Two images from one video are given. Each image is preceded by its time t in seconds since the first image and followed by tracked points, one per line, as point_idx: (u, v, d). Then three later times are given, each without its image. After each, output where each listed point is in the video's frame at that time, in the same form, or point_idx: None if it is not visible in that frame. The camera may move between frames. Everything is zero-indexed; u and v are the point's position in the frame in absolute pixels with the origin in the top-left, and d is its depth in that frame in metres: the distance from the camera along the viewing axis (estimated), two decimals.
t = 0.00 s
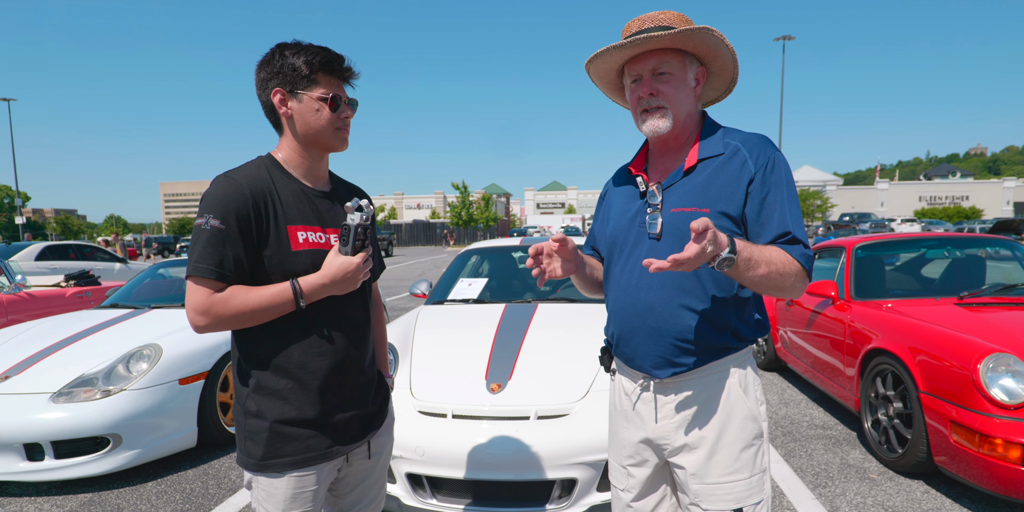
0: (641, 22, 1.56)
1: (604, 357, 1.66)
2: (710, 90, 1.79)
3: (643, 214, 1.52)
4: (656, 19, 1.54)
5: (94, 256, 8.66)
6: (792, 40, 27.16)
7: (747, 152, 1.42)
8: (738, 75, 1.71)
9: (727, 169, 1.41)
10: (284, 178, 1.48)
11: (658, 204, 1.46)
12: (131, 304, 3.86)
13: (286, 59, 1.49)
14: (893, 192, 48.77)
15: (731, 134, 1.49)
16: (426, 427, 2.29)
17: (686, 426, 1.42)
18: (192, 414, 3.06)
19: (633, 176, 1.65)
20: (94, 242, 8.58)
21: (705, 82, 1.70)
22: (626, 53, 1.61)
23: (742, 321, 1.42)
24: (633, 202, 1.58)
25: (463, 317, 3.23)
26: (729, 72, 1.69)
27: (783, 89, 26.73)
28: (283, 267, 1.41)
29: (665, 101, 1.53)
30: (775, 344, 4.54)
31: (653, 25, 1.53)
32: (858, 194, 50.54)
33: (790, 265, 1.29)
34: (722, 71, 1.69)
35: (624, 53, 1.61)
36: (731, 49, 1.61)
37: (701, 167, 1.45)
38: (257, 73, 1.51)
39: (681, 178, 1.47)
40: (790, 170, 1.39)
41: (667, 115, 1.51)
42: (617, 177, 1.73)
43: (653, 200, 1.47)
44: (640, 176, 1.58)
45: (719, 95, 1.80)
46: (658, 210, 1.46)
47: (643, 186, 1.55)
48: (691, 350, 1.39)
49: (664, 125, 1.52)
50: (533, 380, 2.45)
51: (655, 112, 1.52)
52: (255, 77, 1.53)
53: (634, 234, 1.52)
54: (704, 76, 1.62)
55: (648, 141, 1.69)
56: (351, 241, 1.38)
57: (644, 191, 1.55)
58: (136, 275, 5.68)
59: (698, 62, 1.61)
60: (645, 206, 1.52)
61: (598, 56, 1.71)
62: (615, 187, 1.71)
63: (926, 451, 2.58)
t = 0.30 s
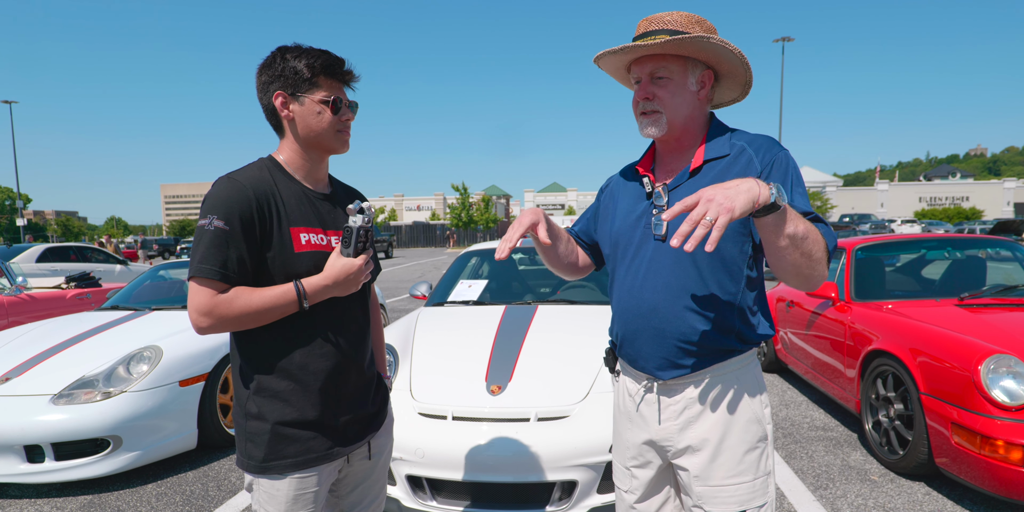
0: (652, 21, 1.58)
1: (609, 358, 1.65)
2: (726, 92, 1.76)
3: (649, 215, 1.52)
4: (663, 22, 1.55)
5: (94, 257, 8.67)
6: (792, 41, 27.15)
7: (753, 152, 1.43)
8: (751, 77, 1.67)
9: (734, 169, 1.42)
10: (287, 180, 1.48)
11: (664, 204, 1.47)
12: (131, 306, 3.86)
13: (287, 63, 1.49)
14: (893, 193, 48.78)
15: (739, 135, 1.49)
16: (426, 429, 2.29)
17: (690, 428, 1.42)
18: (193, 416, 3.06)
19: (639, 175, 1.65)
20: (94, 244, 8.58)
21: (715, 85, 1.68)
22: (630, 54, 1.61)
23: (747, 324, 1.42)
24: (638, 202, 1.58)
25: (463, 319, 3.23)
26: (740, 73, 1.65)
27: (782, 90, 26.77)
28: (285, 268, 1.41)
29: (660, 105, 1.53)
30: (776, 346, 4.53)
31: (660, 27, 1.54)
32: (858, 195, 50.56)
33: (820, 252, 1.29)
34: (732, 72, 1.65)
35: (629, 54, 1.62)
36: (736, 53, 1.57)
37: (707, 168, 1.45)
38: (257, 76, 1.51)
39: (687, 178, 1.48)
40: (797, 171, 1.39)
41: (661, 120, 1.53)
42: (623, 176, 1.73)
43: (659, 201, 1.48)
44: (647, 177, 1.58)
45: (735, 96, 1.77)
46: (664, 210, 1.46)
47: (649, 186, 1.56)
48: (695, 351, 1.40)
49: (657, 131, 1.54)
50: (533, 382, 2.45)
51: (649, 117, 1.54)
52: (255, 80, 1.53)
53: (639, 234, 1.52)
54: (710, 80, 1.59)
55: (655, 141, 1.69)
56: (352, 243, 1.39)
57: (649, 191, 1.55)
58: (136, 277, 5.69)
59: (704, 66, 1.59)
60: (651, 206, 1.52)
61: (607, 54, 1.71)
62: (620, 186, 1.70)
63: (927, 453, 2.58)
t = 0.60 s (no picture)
0: (666, 19, 1.58)
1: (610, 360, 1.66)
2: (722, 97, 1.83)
3: (650, 216, 1.52)
4: (682, 19, 1.55)
5: (94, 259, 8.68)
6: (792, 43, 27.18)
7: (755, 156, 1.44)
8: (750, 85, 1.76)
9: (736, 172, 1.43)
10: (288, 182, 1.49)
11: (665, 206, 1.47)
12: (131, 308, 3.86)
13: (286, 66, 1.49)
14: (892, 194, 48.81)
15: (740, 139, 1.50)
16: (426, 431, 2.29)
17: (692, 430, 1.42)
18: (193, 418, 3.06)
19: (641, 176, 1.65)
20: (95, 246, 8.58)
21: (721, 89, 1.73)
22: (645, 51, 1.60)
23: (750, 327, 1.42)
24: (639, 204, 1.58)
25: (464, 321, 3.23)
26: (744, 81, 1.73)
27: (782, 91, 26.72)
28: (286, 271, 1.41)
29: (681, 102, 1.53)
30: (775, 347, 4.54)
31: (678, 24, 1.55)
32: (857, 196, 50.59)
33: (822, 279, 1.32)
34: (738, 79, 1.72)
35: (642, 51, 1.61)
36: (749, 59, 1.65)
37: (708, 170, 1.46)
38: (257, 79, 1.52)
39: (687, 180, 1.47)
40: (797, 176, 1.40)
41: (683, 116, 1.52)
42: (626, 178, 1.73)
43: (659, 203, 1.48)
44: (647, 179, 1.58)
45: (730, 101, 1.84)
46: (665, 212, 1.46)
47: (649, 188, 1.56)
48: (698, 354, 1.40)
49: (679, 125, 1.52)
50: (533, 383, 2.45)
51: (673, 112, 1.53)
52: (255, 83, 1.53)
53: (640, 235, 1.52)
54: (718, 82, 1.65)
55: (657, 142, 1.69)
56: (352, 245, 1.39)
57: (651, 192, 1.55)
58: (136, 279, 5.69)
59: (716, 68, 1.64)
60: (652, 207, 1.52)
61: (617, 49, 1.70)
62: (623, 187, 1.71)
63: (927, 454, 2.58)
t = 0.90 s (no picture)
0: (669, 22, 1.58)
1: (609, 363, 1.66)
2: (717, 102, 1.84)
3: (650, 218, 1.52)
4: (686, 22, 1.56)
5: (95, 261, 8.69)
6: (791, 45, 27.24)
7: (754, 158, 1.45)
8: (745, 91, 1.78)
9: (736, 174, 1.43)
10: (287, 185, 1.49)
11: (665, 208, 1.48)
12: (131, 310, 3.86)
13: (286, 69, 1.50)
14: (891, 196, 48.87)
15: (740, 142, 1.51)
16: (426, 433, 2.29)
17: (695, 432, 1.43)
18: (192, 420, 3.06)
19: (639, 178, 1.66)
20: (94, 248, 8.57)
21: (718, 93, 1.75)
22: (648, 53, 1.61)
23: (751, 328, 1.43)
24: (639, 206, 1.59)
25: (463, 323, 3.23)
26: (740, 87, 1.75)
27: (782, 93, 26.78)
28: (285, 273, 1.42)
29: (683, 104, 1.54)
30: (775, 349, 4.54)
31: (683, 27, 1.55)
32: (857, 198, 50.64)
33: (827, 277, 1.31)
34: (735, 85, 1.74)
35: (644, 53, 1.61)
36: (749, 65, 1.67)
37: (708, 173, 1.46)
38: (257, 82, 1.52)
39: (688, 182, 1.48)
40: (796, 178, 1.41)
41: (684, 119, 1.53)
42: (625, 180, 1.74)
43: (659, 205, 1.49)
44: (647, 181, 1.59)
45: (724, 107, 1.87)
46: (665, 214, 1.47)
47: (649, 190, 1.56)
48: (701, 355, 1.41)
49: (681, 129, 1.53)
50: (532, 385, 2.45)
51: (675, 114, 1.54)
52: (255, 86, 1.54)
53: (641, 238, 1.52)
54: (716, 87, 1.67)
55: (655, 145, 1.70)
56: (352, 247, 1.40)
57: (650, 194, 1.56)
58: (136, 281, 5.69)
59: (716, 73, 1.65)
60: (652, 210, 1.53)
61: (621, 49, 1.68)
62: (621, 190, 1.71)
63: (926, 456, 2.58)
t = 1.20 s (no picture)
0: (666, 25, 1.59)
1: (607, 365, 1.67)
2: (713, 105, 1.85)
3: (649, 220, 1.53)
4: (683, 26, 1.57)
5: (93, 263, 8.68)
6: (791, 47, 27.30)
7: (752, 161, 1.45)
8: (741, 94, 1.79)
9: (734, 177, 1.44)
10: (286, 187, 1.50)
11: (664, 211, 1.48)
12: (130, 312, 3.86)
13: (285, 71, 1.51)
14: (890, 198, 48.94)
15: (738, 144, 1.51)
16: (425, 434, 2.29)
17: (695, 433, 1.43)
18: (191, 422, 3.06)
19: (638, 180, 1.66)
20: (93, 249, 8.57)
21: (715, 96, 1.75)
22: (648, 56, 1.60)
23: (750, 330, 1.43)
24: (638, 208, 1.59)
25: (462, 324, 3.24)
26: (736, 91, 1.76)
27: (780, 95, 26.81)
28: (284, 275, 1.42)
29: (682, 107, 1.55)
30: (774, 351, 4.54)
31: (680, 31, 1.56)
32: (855, 200, 50.71)
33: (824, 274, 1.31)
34: (731, 88, 1.75)
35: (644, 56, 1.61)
36: (745, 68, 1.68)
37: (708, 175, 1.47)
38: (256, 84, 1.53)
39: (687, 185, 1.48)
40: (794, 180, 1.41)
41: (683, 121, 1.54)
42: (622, 182, 1.74)
43: (659, 207, 1.49)
44: (644, 184, 1.59)
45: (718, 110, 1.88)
46: (664, 217, 1.47)
47: (648, 193, 1.57)
48: (701, 356, 1.41)
49: (678, 129, 1.53)
50: (532, 387, 2.45)
51: (675, 116, 1.54)
52: (255, 89, 1.55)
53: (640, 240, 1.52)
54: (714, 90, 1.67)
55: (652, 147, 1.71)
56: (350, 249, 1.40)
57: (649, 197, 1.56)
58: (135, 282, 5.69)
59: (713, 75, 1.66)
60: (651, 212, 1.53)
61: (619, 53, 1.69)
62: (619, 192, 1.72)
63: (925, 457, 2.59)
